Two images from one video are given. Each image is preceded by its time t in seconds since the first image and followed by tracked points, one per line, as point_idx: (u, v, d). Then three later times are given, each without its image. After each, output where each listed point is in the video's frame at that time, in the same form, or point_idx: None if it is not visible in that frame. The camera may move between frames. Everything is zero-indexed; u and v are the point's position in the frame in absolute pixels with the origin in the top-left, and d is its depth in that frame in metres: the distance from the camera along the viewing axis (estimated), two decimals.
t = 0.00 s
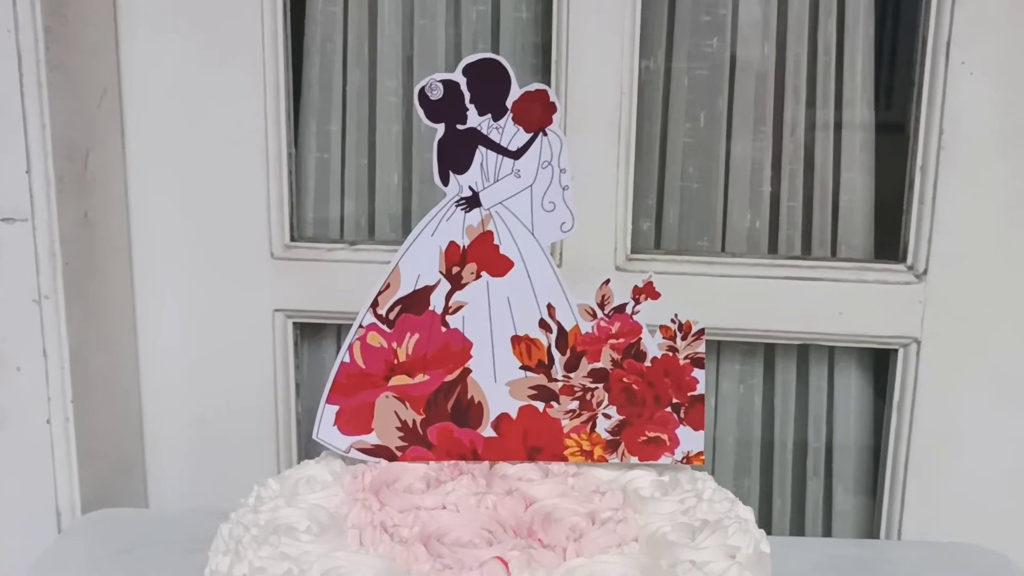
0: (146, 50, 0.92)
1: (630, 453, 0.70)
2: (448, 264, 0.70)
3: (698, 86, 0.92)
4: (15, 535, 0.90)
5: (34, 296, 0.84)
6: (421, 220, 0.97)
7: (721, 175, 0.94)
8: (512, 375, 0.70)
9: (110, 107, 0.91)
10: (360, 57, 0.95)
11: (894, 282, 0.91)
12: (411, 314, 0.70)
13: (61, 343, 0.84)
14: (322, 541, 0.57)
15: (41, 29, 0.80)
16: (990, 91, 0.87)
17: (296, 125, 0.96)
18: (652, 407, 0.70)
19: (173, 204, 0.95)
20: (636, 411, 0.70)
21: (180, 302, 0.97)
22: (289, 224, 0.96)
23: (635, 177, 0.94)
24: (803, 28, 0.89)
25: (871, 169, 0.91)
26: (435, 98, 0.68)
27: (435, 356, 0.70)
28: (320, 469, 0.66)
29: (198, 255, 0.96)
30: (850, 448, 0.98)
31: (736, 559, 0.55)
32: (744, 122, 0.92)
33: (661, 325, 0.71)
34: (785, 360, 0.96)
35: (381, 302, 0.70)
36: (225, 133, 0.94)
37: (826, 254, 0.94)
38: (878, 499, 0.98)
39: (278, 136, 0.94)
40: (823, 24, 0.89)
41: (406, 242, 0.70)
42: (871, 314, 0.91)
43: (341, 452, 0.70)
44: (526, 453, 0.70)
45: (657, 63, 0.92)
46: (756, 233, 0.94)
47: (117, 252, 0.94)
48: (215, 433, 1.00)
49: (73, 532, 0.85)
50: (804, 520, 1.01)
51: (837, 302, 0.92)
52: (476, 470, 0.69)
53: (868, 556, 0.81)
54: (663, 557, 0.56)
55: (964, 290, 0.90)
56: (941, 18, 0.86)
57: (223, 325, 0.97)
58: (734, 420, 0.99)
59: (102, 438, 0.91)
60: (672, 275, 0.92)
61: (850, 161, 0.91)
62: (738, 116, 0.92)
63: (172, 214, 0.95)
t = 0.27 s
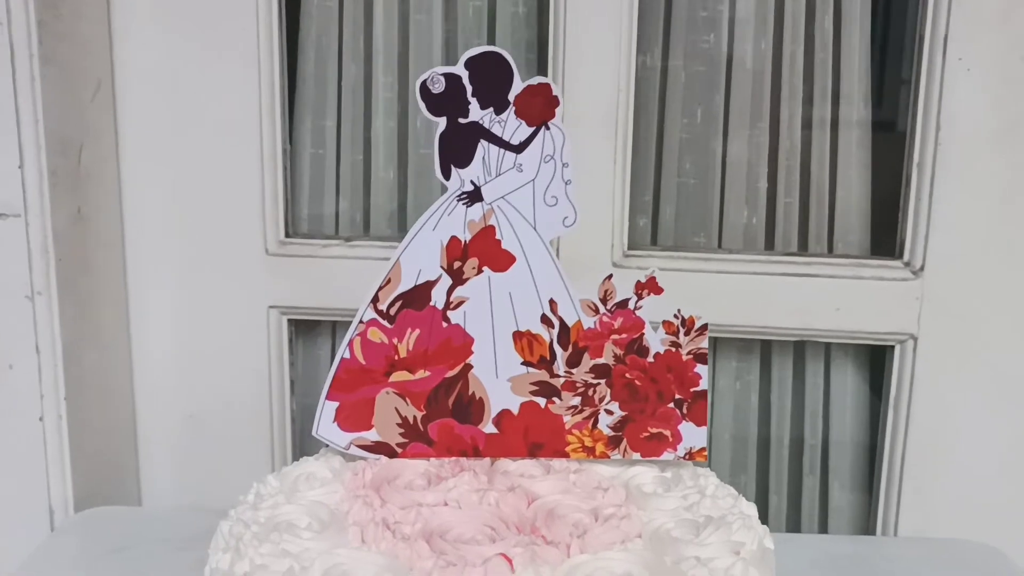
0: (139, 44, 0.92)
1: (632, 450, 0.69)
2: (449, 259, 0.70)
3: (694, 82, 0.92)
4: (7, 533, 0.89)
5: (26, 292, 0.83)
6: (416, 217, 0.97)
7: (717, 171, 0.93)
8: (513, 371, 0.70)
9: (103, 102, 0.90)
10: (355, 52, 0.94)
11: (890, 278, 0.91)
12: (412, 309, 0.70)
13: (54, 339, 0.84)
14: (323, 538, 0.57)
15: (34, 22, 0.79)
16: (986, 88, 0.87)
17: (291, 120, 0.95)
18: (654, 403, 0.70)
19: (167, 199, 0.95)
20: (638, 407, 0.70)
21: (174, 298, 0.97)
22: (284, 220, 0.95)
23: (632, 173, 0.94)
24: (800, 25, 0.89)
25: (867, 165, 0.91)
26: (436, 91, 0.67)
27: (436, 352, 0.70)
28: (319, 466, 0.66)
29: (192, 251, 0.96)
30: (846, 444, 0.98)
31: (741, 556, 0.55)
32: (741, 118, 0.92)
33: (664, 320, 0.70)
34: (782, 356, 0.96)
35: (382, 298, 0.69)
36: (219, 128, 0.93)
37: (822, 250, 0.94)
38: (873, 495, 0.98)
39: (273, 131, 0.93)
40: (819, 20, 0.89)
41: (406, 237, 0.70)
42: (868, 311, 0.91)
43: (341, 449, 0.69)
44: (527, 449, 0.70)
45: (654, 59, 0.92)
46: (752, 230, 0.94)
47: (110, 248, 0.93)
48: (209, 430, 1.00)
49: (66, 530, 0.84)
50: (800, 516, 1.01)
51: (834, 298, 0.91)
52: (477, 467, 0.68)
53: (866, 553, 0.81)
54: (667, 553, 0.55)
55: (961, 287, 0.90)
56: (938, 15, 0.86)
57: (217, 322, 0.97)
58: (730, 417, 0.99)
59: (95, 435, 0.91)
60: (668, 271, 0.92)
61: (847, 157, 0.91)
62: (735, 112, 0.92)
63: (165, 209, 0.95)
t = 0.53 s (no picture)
0: (134, 36, 0.91)
1: (636, 442, 0.70)
2: (452, 251, 0.69)
3: (692, 77, 0.92)
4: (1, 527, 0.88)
5: (21, 286, 0.82)
6: (412, 211, 0.97)
7: (714, 165, 0.93)
8: (517, 363, 0.70)
9: (97, 95, 0.90)
10: (351, 45, 0.94)
11: (887, 272, 0.91)
12: (415, 301, 0.69)
13: (49, 334, 0.83)
14: (327, 531, 0.56)
15: (28, 14, 0.78)
16: (983, 82, 0.87)
17: (286, 113, 0.95)
18: (658, 395, 0.70)
19: (162, 193, 0.94)
20: (642, 399, 0.70)
21: (169, 292, 0.96)
22: (279, 214, 0.95)
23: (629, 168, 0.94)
24: (798, 19, 0.89)
25: (864, 160, 0.91)
26: (441, 81, 0.66)
27: (439, 344, 0.69)
28: (321, 459, 0.66)
29: (187, 245, 0.95)
30: (841, 438, 0.98)
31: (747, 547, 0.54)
32: (738, 112, 0.92)
33: (668, 312, 0.70)
34: (778, 350, 0.96)
35: (384, 290, 0.69)
36: (214, 121, 0.92)
37: (818, 244, 0.94)
38: (869, 489, 0.98)
39: (269, 124, 0.92)
40: (817, 15, 0.89)
41: (409, 228, 0.69)
42: (864, 305, 0.91)
43: (343, 441, 0.70)
44: (531, 441, 0.70)
45: (651, 52, 0.91)
46: (749, 224, 0.94)
47: (104, 242, 0.92)
48: (204, 425, 0.99)
49: (61, 525, 0.84)
50: (795, 510, 1.01)
51: (830, 292, 0.92)
52: (481, 460, 0.69)
53: (864, 546, 0.81)
54: (673, 545, 0.55)
55: (957, 281, 0.90)
56: (936, 9, 0.86)
57: (213, 316, 0.96)
58: (726, 411, 0.99)
59: (89, 430, 0.90)
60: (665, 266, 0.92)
61: (844, 151, 0.92)
62: (732, 106, 0.92)
63: (160, 203, 0.94)
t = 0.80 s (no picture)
0: (131, 30, 0.91)
1: (637, 435, 0.70)
2: (454, 244, 0.69)
3: (690, 72, 0.92)
4: None
5: (19, 281, 0.82)
6: (411, 206, 0.97)
7: (713, 160, 0.93)
8: (519, 357, 0.70)
9: (94, 89, 0.89)
10: (350, 39, 0.93)
11: (886, 267, 0.91)
12: (417, 295, 0.69)
13: (47, 329, 0.83)
14: (330, 524, 0.56)
15: (26, 7, 0.78)
16: (981, 78, 0.87)
17: (285, 107, 0.94)
18: (660, 388, 0.70)
19: (160, 188, 0.94)
20: (644, 393, 0.70)
21: (167, 287, 0.96)
22: (278, 208, 0.95)
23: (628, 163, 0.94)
24: (797, 14, 0.89)
25: (862, 155, 0.92)
26: (443, 75, 0.67)
27: (441, 338, 0.70)
28: (323, 453, 0.65)
29: (185, 239, 0.95)
30: (839, 433, 0.98)
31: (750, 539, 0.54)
32: (736, 107, 0.92)
33: (670, 305, 0.70)
34: (776, 345, 0.97)
35: (387, 284, 0.69)
36: (212, 116, 0.92)
37: (817, 239, 0.94)
38: (866, 483, 0.98)
39: (268, 119, 0.92)
40: (816, 10, 0.89)
41: (412, 222, 0.69)
42: (862, 300, 0.92)
43: (345, 435, 0.69)
44: (532, 435, 0.70)
45: (650, 48, 0.91)
46: (747, 219, 0.94)
47: (102, 236, 0.92)
48: (202, 420, 0.99)
49: (59, 520, 0.84)
50: (793, 504, 1.01)
51: (829, 287, 0.92)
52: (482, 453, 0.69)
53: (861, 539, 0.81)
54: (676, 538, 0.55)
55: (955, 276, 0.91)
56: (935, 4, 0.86)
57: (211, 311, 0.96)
58: (724, 405, 0.99)
59: (86, 424, 0.90)
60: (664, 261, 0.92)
61: (842, 146, 0.92)
62: (731, 101, 0.92)
63: (158, 197, 0.94)
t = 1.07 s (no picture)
0: (129, 22, 0.90)
1: (640, 423, 0.70)
2: (459, 233, 0.69)
3: (689, 64, 0.92)
4: None
5: (19, 273, 0.82)
6: (410, 197, 0.97)
7: (712, 152, 0.93)
8: (522, 345, 0.70)
9: (93, 81, 0.89)
10: (349, 31, 0.93)
11: (884, 258, 0.91)
12: (421, 284, 0.69)
13: (47, 321, 0.83)
14: (338, 511, 0.55)
15: None
16: (979, 69, 0.87)
17: (284, 99, 0.94)
18: (663, 376, 0.70)
19: (159, 180, 0.94)
20: (647, 381, 0.71)
21: (166, 279, 0.96)
22: (277, 201, 0.95)
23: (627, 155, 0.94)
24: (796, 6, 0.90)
25: (860, 147, 0.92)
26: (448, 64, 0.66)
27: (446, 327, 0.70)
28: (329, 442, 0.65)
29: (184, 231, 0.95)
30: (837, 423, 0.99)
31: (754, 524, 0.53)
32: (735, 99, 0.92)
33: (673, 294, 0.70)
34: (774, 337, 0.97)
35: (391, 273, 0.69)
36: (210, 108, 0.92)
37: (815, 230, 0.94)
38: (864, 474, 0.99)
39: (266, 111, 0.92)
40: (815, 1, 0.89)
41: (416, 211, 0.69)
42: (860, 291, 0.92)
43: (350, 423, 0.70)
44: (535, 423, 0.70)
45: (649, 40, 0.92)
46: (746, 210, 0.94)
47: (101, 228, 0.92)
48: (202, 413, 0.99)
49: (59, 511, 0.84)
50: (791, 495, 1.02)
51: (827, 278, 0.92)
52: (486, 441, 0.69)
53: (859, 528, 0.82)
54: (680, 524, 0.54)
55: (952, 268, 0.91)
56: None
57: (210, 303, 0.96)
58: (723, 397, 0.99)
59: (85, 416, 0.90)
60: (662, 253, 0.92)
61: (840, 137, 0.92)
62: (729, 93, 0.92)
63: (156, 189, 0.94)
